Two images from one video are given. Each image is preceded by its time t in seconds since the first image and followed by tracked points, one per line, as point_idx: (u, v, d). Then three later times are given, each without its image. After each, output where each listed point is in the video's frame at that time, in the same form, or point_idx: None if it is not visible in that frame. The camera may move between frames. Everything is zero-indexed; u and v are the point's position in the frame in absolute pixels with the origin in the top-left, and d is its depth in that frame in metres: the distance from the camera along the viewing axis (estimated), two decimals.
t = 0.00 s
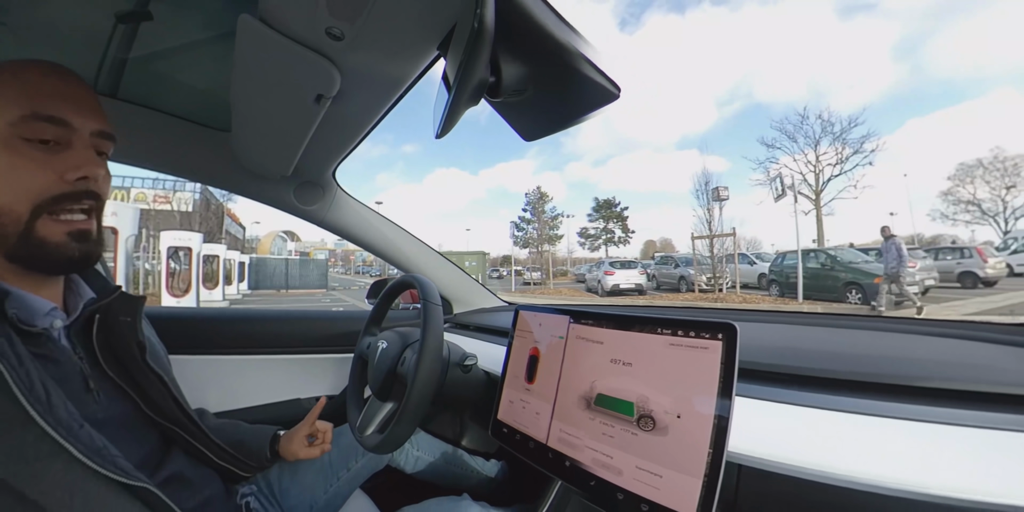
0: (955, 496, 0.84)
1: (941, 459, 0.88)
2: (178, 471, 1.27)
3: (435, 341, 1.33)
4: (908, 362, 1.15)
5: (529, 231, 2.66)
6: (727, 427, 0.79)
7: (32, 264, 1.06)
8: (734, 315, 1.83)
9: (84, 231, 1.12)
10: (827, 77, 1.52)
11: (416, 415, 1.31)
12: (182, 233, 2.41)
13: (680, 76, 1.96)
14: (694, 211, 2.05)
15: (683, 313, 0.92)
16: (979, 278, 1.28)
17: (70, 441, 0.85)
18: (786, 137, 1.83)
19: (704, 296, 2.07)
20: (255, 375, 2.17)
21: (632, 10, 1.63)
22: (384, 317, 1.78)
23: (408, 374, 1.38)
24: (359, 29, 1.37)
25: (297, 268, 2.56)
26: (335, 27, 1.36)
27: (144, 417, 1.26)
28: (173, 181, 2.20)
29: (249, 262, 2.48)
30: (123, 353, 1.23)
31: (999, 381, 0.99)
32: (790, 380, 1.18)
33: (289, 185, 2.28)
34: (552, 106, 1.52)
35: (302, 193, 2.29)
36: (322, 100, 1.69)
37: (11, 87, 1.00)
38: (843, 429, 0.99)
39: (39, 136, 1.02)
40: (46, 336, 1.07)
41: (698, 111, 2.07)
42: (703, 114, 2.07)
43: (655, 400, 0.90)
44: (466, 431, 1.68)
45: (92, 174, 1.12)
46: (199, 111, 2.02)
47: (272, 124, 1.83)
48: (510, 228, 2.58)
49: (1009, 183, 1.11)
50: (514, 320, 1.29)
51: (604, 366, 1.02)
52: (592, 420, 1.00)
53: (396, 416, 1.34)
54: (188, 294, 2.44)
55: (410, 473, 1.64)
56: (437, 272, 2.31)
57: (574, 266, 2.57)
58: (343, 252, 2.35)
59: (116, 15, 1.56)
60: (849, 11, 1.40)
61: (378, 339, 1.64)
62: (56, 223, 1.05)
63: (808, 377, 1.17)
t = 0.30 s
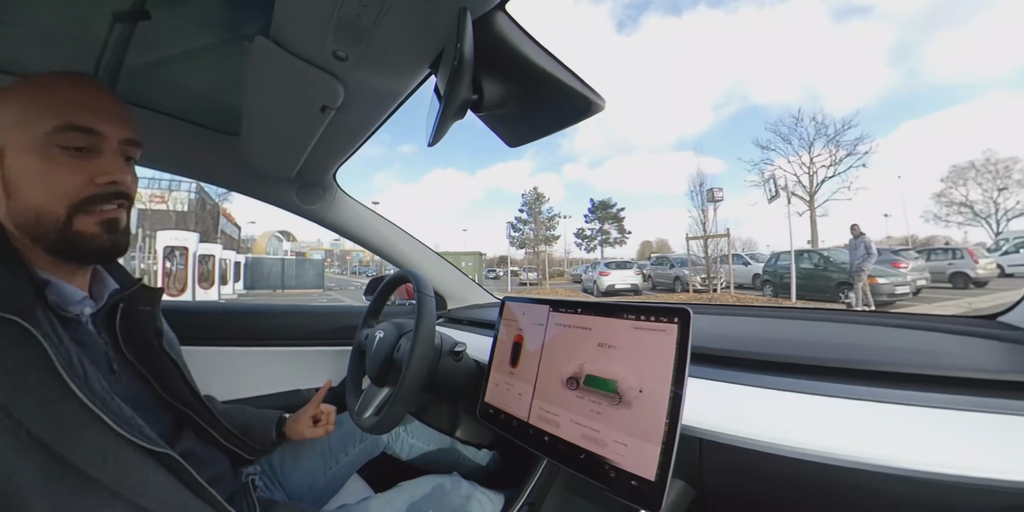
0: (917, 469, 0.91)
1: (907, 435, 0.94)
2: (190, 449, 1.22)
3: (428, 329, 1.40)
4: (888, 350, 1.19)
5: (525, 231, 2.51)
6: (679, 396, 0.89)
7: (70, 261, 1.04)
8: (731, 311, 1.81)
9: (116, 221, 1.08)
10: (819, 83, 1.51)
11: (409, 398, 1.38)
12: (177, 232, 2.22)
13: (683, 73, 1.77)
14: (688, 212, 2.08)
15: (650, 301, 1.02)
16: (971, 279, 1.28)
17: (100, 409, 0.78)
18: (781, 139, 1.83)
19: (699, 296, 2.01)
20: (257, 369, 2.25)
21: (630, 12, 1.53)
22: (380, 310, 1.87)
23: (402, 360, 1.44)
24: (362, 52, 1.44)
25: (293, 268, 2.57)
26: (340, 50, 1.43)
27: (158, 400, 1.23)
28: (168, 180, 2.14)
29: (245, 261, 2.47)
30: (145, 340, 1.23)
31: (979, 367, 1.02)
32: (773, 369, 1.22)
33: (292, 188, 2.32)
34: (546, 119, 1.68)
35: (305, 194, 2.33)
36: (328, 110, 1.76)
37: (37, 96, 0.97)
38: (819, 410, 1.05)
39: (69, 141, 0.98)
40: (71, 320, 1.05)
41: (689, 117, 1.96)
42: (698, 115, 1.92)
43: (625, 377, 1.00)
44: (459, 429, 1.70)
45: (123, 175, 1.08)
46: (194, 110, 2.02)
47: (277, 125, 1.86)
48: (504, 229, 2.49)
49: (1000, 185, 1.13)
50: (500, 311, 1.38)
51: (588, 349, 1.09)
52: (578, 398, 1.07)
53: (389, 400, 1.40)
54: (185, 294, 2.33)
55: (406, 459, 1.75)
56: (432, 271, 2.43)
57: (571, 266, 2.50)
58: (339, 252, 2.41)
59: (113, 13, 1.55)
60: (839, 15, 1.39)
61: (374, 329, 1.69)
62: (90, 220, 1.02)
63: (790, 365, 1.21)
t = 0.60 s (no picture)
0: (907, 451, 0.93)
1: (898, 420, 0.96)
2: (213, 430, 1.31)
3: (429, 323, 1.50)
4: (879, 343, 1.21)
5: (527, 232, 2.59)
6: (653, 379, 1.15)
7: (105, 259, 1.09)
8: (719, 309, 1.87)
9: (147, 226, 1.13)
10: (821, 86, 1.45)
11: (413, 380, 1.49)
12: (184, 232, 2.04)
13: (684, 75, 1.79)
14: (690, 213, 2.10)
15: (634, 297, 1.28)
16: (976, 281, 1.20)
17: (139, 387, 0.93)
18: (783, 139, 1.72)
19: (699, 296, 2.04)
20: (266, 362, 2.35)
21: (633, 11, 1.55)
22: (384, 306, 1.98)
23: (405, 350, 1.57)
24: (371, 75, 1.64)
25: (296, 268, 2.56)
26: (350, 72, 1.62)
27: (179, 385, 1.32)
28: (174, 180, 2.00)
29: (248, 262, 2.44)
30: (169, 330, 1.34)
31: (967, 361, 1.03)
32: (762, 361, 1.25)
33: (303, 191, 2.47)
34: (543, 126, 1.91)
35: (313, 196, 2.48)
36: (338, 123, 1.95)
37: (81, 109, 1.01)
38: (813, 394, 1.08)
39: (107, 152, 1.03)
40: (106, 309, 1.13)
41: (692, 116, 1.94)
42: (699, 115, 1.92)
43: (615, 363, 1.25)
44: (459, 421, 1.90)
45: (155, 182, 1.14)
46: (199, 108, 2.09)
47: (293, 124, 1.99)
48: (507, 229, 2.54)
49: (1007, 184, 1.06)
50: (496, 305, 1.71)
51: (575, 338, 1.37)
52: (566, 382, 1.35)
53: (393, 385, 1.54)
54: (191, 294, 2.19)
55: (408, 447, 1.87)
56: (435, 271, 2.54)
57: (573, 266, 2.37)
58: (341, 252, 2.51)
59: (119, 15, 1.62)
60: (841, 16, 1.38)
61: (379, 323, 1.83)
62: (126, 223, 1.07)
63: (781, 356, 1.23)
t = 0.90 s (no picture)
0: (897, 435, 0.94)
1: (892, 403, 0.98)
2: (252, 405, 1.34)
3: (440, 315, 1.61)
4: (881, 339, 1.22)
5: (537, 231, 2.47)
6: (638, 362, 1.28)
7: (156, 252, 1.19)
8: (729, 305, 2.01)
9: (194, 223, 1.24)
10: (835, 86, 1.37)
11: (425, 367, 1.62)
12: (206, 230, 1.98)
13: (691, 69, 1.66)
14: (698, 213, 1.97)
15: (627, 289, 1.42)
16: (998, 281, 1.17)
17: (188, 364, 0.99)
18: (795, 139, 1.59)
19: (710, 297, 2.08)
20: (285, 351, 2.51)
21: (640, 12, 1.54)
22: (400, 300, 2.07)
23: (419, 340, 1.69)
24: (390, 95, 1.87)
25: (307, 268, 2.59)
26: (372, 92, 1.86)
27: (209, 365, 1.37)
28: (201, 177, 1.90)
29: (262, 261, 2.49)
30: (209, 321, 1.41)
31: (963, 352, 1.04)
32: (764, 351, 1.30)
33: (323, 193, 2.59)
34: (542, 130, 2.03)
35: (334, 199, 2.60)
36: (361, 134, 2.12)
37: (137, 124, 1.13)
38: (811, 381, 1.10)
39: (159, 160, 1.14)
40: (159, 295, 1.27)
41: (702, 110, 1.78)
42: (708, 115, 1.77)
43: (607, 349, 1.38)
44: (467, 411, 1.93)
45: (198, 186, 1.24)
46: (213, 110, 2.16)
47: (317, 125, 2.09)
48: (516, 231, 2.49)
49: None
50: (503, 300, 1.89)
51: (571, 328, 1.50)
52: (562, 367, 1.49)
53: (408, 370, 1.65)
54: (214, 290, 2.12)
55: (418, 434, 1.94)
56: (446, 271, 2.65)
57: (583, 267, 2.22)
58: (352, 252, 2.56)
59: (137, 22, 1.68)
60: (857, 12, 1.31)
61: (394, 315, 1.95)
62: (175, 222, 1.17)
63: (781, 346, 1.27)
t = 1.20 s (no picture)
0: (864, 415, 1.06)
1: (859, 390, 1.09)
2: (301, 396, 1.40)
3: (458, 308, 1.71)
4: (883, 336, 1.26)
5: (546, 232, 2.39)
6: (635, 349, 1.37)
7: (206, 254, 1.29)
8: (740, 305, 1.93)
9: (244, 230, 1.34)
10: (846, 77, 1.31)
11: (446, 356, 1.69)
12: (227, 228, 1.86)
13: (694, 65, 1.61)
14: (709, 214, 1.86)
15: (626, 286, 1.50)
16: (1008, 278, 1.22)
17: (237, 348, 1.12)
18: (808, 138, 1.50)
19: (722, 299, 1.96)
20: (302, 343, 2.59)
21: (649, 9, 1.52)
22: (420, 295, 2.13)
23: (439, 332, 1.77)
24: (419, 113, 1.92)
25: (319, 267, 2.57)
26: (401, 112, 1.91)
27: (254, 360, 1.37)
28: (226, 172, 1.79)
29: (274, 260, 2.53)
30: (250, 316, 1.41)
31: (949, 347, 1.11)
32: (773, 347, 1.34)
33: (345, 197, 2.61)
34: (551, 144, 2.13)
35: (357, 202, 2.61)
36: (387, 147, 2.16)
37: (195, 138, 1.22)
38: (813, 374, 1.18)
39: (213, 174, 1.22)
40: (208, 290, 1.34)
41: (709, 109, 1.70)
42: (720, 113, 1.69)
43: (606, 338, 1.47)
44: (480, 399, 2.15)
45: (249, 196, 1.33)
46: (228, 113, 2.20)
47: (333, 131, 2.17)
48: (526, 230, 2.44)
49: None
50: (514, 296, 1.93)
51: (576, 320, 1.58)
52: (568, 356, 1.57)
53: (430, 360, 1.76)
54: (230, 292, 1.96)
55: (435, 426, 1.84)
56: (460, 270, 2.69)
57: (592, 267, 2.14)
58: (362, 252, 2.57)
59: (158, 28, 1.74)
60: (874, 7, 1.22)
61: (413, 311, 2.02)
62: (227, 230, 1.27)
63: (790, 342, 1.32)
